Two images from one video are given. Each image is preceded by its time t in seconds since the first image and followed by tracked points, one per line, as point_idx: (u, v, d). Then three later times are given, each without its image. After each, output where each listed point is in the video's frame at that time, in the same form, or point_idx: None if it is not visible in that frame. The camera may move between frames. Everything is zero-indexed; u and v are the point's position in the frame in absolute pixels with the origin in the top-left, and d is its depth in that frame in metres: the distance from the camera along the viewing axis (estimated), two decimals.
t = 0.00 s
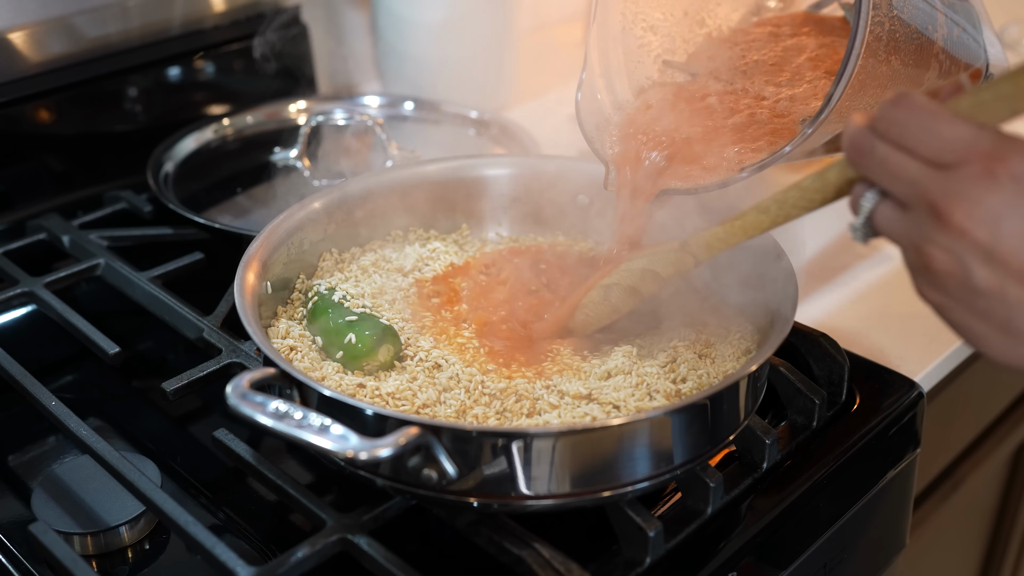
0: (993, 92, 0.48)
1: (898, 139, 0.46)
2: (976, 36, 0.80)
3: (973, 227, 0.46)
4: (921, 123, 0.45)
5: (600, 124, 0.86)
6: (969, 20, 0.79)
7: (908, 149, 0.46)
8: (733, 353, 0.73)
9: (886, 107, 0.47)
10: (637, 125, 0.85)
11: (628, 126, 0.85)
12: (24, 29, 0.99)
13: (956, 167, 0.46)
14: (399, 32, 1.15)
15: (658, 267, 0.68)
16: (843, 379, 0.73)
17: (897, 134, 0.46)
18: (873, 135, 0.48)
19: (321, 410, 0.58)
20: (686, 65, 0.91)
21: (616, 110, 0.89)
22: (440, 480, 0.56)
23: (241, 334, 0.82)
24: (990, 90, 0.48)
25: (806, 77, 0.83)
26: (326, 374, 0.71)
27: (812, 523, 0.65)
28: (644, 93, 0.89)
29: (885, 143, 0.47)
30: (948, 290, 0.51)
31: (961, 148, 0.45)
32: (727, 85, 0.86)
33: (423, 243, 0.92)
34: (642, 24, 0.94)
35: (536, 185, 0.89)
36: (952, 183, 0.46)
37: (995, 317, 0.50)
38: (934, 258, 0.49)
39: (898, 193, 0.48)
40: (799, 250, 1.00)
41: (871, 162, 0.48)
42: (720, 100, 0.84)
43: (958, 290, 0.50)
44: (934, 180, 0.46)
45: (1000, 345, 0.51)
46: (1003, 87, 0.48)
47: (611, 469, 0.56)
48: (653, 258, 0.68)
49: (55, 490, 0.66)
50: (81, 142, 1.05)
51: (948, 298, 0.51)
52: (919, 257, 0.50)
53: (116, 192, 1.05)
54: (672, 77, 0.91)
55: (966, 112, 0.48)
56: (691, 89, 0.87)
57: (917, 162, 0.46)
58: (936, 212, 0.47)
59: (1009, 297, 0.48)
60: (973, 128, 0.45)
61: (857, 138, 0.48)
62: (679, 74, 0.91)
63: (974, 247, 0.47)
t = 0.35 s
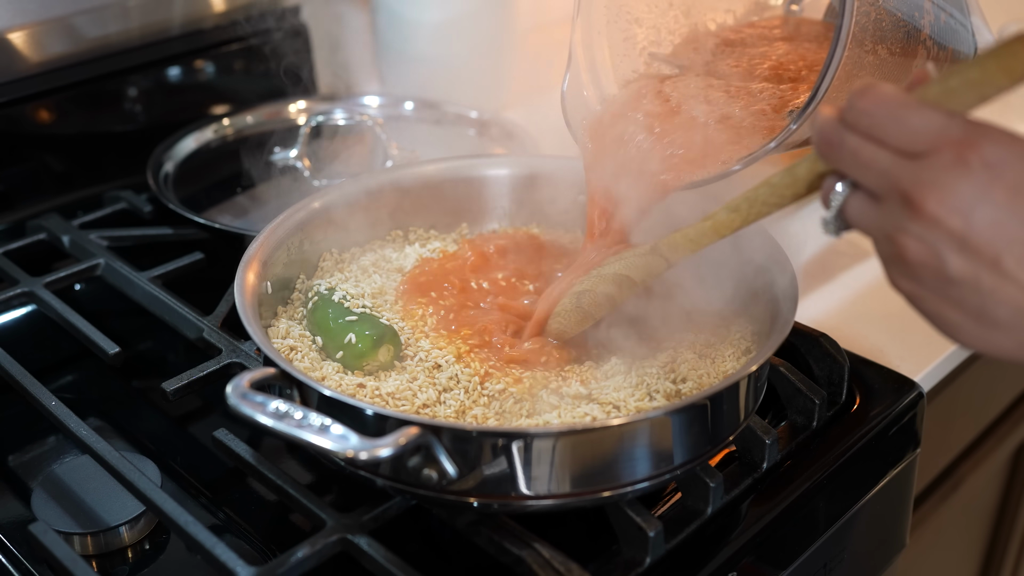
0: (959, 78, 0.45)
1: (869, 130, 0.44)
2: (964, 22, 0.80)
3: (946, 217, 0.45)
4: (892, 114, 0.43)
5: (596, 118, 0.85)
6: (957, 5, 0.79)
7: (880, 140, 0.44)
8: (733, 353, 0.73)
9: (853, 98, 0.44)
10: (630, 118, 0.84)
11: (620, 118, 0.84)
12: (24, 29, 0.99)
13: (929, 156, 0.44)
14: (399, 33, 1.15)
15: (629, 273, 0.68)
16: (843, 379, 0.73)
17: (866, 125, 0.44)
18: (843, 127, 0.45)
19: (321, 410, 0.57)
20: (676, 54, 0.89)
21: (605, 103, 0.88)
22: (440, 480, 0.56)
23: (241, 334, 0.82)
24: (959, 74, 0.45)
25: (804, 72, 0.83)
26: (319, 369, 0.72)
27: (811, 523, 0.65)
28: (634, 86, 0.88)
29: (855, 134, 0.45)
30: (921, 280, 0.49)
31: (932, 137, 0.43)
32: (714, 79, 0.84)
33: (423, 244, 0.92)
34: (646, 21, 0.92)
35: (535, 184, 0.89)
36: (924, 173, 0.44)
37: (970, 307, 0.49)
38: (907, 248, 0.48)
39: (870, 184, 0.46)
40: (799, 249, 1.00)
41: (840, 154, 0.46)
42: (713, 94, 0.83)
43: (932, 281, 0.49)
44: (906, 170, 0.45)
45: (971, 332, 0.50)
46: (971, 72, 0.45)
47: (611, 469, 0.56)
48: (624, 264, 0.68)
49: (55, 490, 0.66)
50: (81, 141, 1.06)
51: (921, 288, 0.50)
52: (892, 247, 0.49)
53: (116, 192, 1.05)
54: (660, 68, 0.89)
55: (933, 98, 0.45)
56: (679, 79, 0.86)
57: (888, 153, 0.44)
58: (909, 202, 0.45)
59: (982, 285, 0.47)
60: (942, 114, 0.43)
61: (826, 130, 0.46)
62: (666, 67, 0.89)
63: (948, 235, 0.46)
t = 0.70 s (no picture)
0: (982, 87, 0.49)
1: (887, 139, 0.48)
2: None
3: (964, 227, 0.47)
4: (907, 124, 0.47)
5: (597, 116, 0.85)
6: None
7: (899, 150, 0.48)
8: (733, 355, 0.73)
9: (873, 110, 0.48)
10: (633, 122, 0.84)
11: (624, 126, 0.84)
12: (24, 29, 0.98)
13: (947, 167, 0.47)
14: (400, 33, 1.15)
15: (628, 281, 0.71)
16: (843, 379, 0.73)
17: (885, 135, 0.48)
18: (861, 136, 0.49)
19: (321, 410, 0.57)
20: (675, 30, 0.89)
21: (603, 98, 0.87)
22: (440, 480, 0.56)
23: (241, 334, 0.82)
24: (976, 85, 0.49)
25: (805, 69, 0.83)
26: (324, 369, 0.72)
27: (812, 523, 0.65)
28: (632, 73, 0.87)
29: (873, 143, 0.49)
30: (938, 291, 0.52)
31: (950, 147, 0.47)
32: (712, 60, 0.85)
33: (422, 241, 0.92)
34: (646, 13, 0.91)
35: (534, 185, 0.90)
36: (942, 183, 0.47)
37: (989, 317, 0.52)
38: (925, 258, 0.50)
39: (888, 194, 0.49)
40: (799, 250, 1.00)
41: (859, 163, 0.49)
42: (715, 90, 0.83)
43: (949, 290, 0.52)
44: (923, 180, 0.48)
45: (992, 343, 0.53)
46: (991, 82, 0.49)
47: (611, 469, 0.56)
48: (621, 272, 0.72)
49: (55, 490, 0.66)
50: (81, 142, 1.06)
51: (939, 298, 0.53)
52: (910, 257, 0.51)
53: (116, 192, 1.05)
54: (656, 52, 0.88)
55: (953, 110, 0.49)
56: (677, 65, 0.85)
57: (907, 163, 0.48)
58: (928, 212, 0.48)
59: (1002, 295, 0.50)
60: (961, 125, 0.47)
61: (844, 140, 0.50)
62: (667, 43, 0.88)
63: (966, 246, 0.48)
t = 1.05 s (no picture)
0: (995, 86, 0.50)
1: (899, 140, 0.49)
2: None
3: (978, 228, 0.48)
4: (919, 124, 0.48)
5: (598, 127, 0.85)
6: None
7: (910, 150, 0.49)
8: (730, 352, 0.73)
9: (884, 110, 0.49)
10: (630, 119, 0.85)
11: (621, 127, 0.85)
12: (24, 29, 0.98)
13: (959, 167, 0.48)
14: (399, 33, 1.16)
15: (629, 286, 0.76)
16: (843, 379, 0.73)
17: (896, 135, 0.49)
18: (871, 137, 0.50)
19: (321, 410, 0.57)
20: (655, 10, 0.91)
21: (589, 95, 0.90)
22: (440, 480, 0.56)
23: (241, 334, 0.82)
24: (991, 84, 0.50)
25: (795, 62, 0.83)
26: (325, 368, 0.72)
27: (812, 523, 0.65)
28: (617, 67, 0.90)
29: (884, 144, 0.50)
30: (949, 291, 0.53)
31: (962, 147, 0.48)
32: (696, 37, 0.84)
33: (418, 244, 0.91)
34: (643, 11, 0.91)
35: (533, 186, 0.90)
36: (954, 183, 0.48)
37: (1001, 318, 0.53)
38: (940, 260, 0.52)
39: (901, 194, 0.51)
40: (799, 250, 1.01)
41: (869, 163, 0.50)
42: (709, 86, 0.82)
43: (960, 291, 0.53)
44: (935, 180, 0.49)
45: (1001, 343, 0.54)
46: (1004, 80, 0.50)
47: (611, 470, 0.56)
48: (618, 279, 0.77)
49: (55, 490, 0.66)
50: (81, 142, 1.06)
51: (949, 300, 0.54)
52: (922, 258, 0.53)
53: (117, 192, 1.05)
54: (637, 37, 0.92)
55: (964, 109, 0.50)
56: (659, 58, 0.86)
57: (919, 163, 0.49)
58: (940, 212, 0.49)
59: (1014, 297, 0.51)
60: (973, 126, 0.48)
61: (854, 140, 0.51)
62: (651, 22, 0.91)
63: (979, 247, 0.49)
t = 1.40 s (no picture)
0: (991, 84, 0.53)
1: (894, 138, 0.50)
2: None
3: (975, 225, 0.49)
4: (914, 121, 0.49)
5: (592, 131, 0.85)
6: None
7: (906, 149, 0.50)
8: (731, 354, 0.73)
9: (877, 109, 0.50)
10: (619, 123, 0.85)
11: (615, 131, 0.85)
12: (25, 29, 0.98)
13: (956, 165, 0.49)
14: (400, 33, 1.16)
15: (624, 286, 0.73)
16: (843, 379, 0.73)
17: (892, 133, 0.50)
18: (866, 136, 0.51)
19: (321, 410, 0.57)
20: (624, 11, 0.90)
21: (564, 97, 0.89)
22: (440, 480, 0.56)
23: (241, 334, 0.82)
24: (984, 84, 0.53)
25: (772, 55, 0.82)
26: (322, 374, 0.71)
27: (811, 523, 0.65)
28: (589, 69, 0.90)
29: (878, 143, 0.51)
30: (947, 289, 0.54)
31: (958, 145, 0.48)
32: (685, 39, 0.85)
33: (415, 243, 0.91)
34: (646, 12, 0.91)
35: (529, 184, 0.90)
36: (952, 180, 0.49)
37: (999, 315, 0.53)
38: (936, 256, 0.52)
39: (897, 193, 0.51)
40: (799, 250, 1.00)
41: (865, 162, 0.51)
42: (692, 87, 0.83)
43: (957, 289, 0.54)
44: (933, 178, 0.49)
45: (998, 339, 0.55)
46: (998, 79, 0.52)
47: (611, 470, 0.56)
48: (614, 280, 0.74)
49: (55, 490, 0.66)
50: (80, 142, 1.06)
51: (946, 298, 0.55)
52: (919, 256, 0.53)
53: (117, 192, 1.05)
54: (608, 37, 0.91)
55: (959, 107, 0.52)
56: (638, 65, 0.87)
57: (915, 161, 0.50)
58: (937, 211, 0.50)
59: (1011, 294, 0.51)
60: (968, 124, 0.49)
61: (849, 140, 0.52)
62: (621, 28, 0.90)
63: (976, 244, 0.50)
